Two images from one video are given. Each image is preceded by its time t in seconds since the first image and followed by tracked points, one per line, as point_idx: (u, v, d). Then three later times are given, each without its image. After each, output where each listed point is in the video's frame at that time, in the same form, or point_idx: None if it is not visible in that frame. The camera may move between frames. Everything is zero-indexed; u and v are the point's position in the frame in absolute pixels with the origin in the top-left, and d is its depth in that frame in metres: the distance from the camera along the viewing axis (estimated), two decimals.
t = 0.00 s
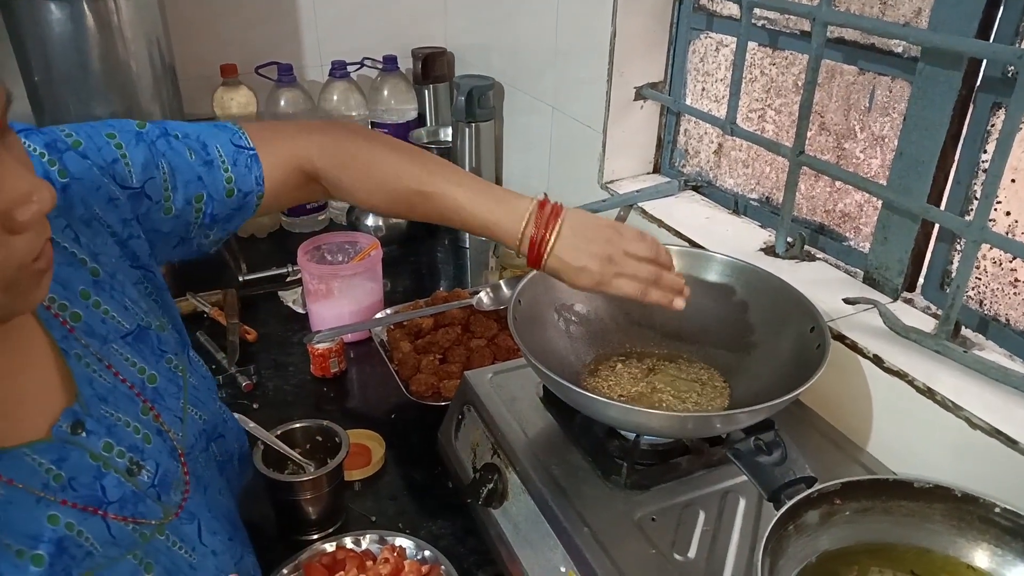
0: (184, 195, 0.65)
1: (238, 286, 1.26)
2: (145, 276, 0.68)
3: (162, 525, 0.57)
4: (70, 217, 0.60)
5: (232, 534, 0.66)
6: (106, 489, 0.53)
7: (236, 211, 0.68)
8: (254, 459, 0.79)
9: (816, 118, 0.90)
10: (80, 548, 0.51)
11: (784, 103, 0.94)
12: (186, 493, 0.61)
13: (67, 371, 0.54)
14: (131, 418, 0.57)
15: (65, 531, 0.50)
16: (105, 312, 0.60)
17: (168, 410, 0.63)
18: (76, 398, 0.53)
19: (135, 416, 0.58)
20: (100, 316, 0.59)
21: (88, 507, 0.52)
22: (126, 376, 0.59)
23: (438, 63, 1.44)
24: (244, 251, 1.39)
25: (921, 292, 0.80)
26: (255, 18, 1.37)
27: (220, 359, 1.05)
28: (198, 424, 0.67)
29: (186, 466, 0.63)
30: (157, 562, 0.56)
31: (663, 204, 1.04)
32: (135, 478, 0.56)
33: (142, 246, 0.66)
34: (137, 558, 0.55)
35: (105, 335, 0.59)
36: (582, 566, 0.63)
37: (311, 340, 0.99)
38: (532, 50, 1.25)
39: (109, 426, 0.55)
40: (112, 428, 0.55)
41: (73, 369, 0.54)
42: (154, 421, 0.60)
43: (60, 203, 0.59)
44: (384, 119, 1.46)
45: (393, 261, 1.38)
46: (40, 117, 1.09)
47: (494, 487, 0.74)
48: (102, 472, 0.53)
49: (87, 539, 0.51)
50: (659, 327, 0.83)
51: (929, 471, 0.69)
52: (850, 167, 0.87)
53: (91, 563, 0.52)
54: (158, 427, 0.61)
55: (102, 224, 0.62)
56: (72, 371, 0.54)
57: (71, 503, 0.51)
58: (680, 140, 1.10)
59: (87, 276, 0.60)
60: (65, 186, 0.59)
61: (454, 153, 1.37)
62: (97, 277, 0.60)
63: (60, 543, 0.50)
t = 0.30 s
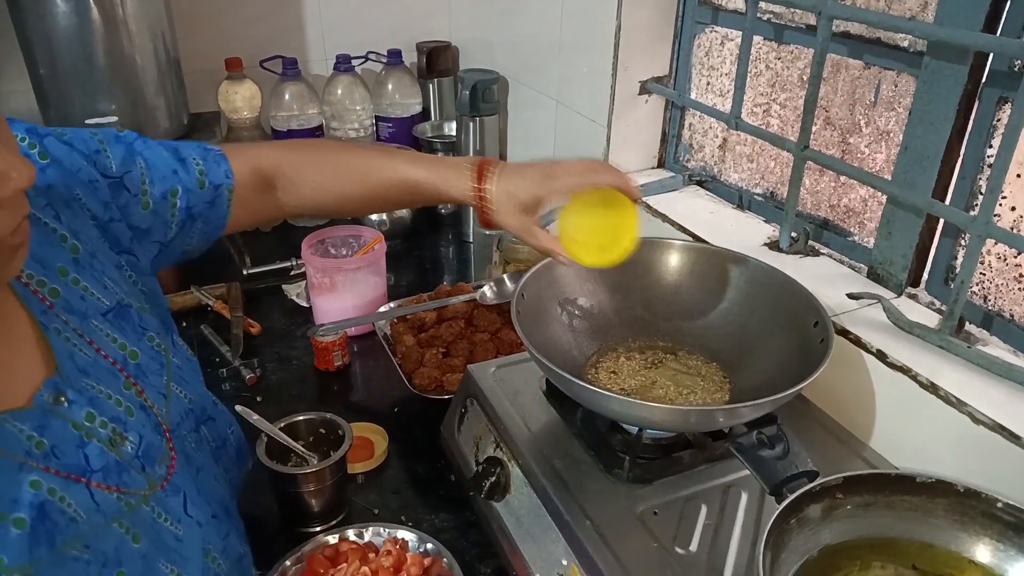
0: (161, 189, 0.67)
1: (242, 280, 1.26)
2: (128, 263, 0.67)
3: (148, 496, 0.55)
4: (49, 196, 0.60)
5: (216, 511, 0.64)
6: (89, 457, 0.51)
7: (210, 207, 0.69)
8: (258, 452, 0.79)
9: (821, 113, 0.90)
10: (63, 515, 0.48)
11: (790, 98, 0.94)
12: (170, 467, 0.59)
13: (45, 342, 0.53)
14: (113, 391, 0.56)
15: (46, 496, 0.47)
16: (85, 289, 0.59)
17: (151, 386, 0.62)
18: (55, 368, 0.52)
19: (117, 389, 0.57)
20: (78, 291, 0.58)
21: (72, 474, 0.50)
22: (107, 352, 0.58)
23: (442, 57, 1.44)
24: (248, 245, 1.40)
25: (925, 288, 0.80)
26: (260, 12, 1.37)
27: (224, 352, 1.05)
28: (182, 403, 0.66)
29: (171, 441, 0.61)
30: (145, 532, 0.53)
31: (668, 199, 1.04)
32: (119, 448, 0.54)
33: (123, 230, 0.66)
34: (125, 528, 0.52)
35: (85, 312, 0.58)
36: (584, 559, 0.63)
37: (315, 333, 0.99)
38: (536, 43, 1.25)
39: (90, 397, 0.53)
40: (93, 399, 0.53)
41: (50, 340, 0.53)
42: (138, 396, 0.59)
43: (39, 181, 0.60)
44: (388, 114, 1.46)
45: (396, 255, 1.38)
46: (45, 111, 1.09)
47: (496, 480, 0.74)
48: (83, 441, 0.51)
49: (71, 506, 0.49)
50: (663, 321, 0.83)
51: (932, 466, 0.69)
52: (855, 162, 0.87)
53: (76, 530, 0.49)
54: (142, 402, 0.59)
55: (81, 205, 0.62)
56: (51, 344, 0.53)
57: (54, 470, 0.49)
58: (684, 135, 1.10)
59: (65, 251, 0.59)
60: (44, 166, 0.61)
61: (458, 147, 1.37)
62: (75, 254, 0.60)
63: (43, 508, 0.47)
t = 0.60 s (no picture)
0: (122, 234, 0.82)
1: (248, 281, 1.27)
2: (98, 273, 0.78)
3: (152, 444, 0.63)
4: (34, 198, 0.74)
5: (208, 481, 0.71)
6: (97, 407, 0.59)
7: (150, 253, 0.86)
8: (263, 451, 0.80)
9: (824, 121, 0.91)
10: (81, 451, 0.56)
11: (793, 106, 0.95)
12: (170, 423, 0.68)
13: (44, 306, 0.60)
14: (112, 353, 0.63)
15: (66, 432, 0.56)
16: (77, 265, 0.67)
17: (146, 352, 0.69)
18: (58, 326, 0.60)
19: (114, 352, 0.64)
20: (71, 268, 0.66)
21: (83, 420, 0.58)
22: (99, 320, 0.65)
23: (448, 62, 1.45)
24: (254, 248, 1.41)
25: (927, 295, 0.81)
26: (269, 17, 1.38)
27: (229, 353, 1.06)
28: (176, 374, 0.74)
29: (170, 403, 0.69)
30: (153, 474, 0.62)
31: (671, 206, 1.05)
32: (122, 402, 0.61)
33: (103, 233, 0.80)
34: (135, 471, 0.61)
35: (76, 286, 0.65)
36: (586, 559, 0.63)
37: (320, 334, 1.00)
38: (542, 50, 1.26)
39: (91, 356, 0.61)
40: (95, 357, 0.61)
41: (48, 305, 0.60)
42: (134, 360, 0.66)
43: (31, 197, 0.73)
44: (394, 118, 1.47)
45: (401, 259, 1.39)
46: (55, 113, 1.11)
47: (499, 481, 0.74)
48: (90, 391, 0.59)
49: (86, 445, 0.57)
50: (666, 325, 0.83)
51: (933, 470, 0.69)
52: (858, 170, 0.88)
53: (92, 468, 0.57)
54: (139, 364, 0.66)
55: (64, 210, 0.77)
56: (50, 310, 0.60)
57: (66, 415, 0.57)
58: (688, 142, 1.11)
59: (55, 237, 0.68)
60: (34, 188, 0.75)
61: (463, 152, 1.38)
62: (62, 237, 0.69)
63: (64, 443, 0.55)
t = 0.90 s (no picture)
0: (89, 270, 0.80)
1: (254, 278, 1.28)
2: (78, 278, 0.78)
3: (161, 401, 0.68)
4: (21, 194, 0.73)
5: (205, 456, 0.72)
6: (113, 358, 0.64)
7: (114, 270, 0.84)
8: (269, 445, 0.80)
9: (830, 124, 0.91)
10: (104, 390, 0.62)
11: (800, 108, 0.95)
12: (172, 390, 0.72)
13: (52, 274, 0.65)
14: (117, 324, 0.69)
15: (92, 370, 0.62)
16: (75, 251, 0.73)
17: (143, 330, 0.74)
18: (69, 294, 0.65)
19: (119, 324, 0.69)
20: (69, 253, 0.71)
21: (101, 367, 0.63)
22: (103, 298, 0.70)
23: (456, 62, 1.46)
24: (260, 245, 1.41)
25: (931, 298, 0.81)
26: (277, 15, 1.39)
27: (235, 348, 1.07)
28: (172, 354, 0.79)
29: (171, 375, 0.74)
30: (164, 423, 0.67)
31: (676, 207, 1.05)
32: (132, 363, 0.67)
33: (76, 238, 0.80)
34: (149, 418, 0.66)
35: (77, 267, 0.71)
36: (590, 556, 0.63)
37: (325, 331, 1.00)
38: (549, 51, 1.26)
39: (102, 323, 0.66)
40: (105, 324, 0.67)
41: (57, 275, 0.65)
42: (135, 333, 0.71)
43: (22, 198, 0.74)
44: (401, 117, 1.48)
45: (406, 258, 1.39)
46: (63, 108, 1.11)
47: (504, 478, 0.75)
48: (106, 346, 0.65)
49: (107, 387, 0.62)
50: (671, 325, 0.84)
51: (934, 471, 0.70)
52: (863, 173, 0.88)
53: (114, 407, 0.62)
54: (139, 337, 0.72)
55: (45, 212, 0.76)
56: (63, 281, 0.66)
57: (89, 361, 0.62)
58: (694, 144, 1.12)
59: (51, 228, 0.74)
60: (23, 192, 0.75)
61: (469, 152, 1.38)
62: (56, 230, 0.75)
63: (92, 376, 0.61)
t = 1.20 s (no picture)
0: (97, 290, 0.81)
1: (256, 279, 1.28)
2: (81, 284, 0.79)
3: (163, 392, 0.69)
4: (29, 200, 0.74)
5: (207, 450, 0.72)
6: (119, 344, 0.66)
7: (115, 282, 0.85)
8: (272, 445, 0.81)
9: (830, 126, 0.92)
10: (111, 372, 0.63)
11: (800, 111, 0.96)
12: (175, 384, 0.73)
13: (59, 268, 0.66)
14: (120, 319, 0.70)
15: (98, 354, 0.63)
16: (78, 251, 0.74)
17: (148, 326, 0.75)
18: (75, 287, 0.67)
19: (123, 319, 0.71)
20: (74, 254, 0.73)
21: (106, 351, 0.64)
22: (109, 296, 0.72)
23: (457, 64, 1.46)
24: (262, 247, 1.42)
25: (931, 299, 0.81)
26: (280, 17, 1.39)
27: (237, 349, 1.07)
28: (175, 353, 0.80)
29: (174, 370, 0.75)
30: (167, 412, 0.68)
31: (677, 208, 1.06)
32: (135, 353, 0.68)
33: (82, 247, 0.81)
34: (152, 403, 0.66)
35: (81, 266, 0.72)
36: (592, 555, 0.64)
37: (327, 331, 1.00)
38: (550, 53, 1.27)
39: (106, 315, 0.68)
40: (109, 317, 0.68)
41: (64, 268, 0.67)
42: (139, 329, 0.73)
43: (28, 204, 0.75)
44: (402, 119, 1.48)
45: (407, 259, 1.40)
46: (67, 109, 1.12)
47: (506, 477, 0.76)
48: (110, 336, 0.66)
49: (113, 369, 0.63)
50: (672, 325, 0.84)
51: (934, 470, 0.70)
52: (863, 174, 0.88)
53: (119, 388, 0.63)
54: (143, 332, 0.73)
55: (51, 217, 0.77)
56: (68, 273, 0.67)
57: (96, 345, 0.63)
58: (695, 146, 1.12)
59: (56, 231, 0.75)
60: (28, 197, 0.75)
61: (471, 154, 1.38)
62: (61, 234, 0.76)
63: (97, 357, 0.62)
